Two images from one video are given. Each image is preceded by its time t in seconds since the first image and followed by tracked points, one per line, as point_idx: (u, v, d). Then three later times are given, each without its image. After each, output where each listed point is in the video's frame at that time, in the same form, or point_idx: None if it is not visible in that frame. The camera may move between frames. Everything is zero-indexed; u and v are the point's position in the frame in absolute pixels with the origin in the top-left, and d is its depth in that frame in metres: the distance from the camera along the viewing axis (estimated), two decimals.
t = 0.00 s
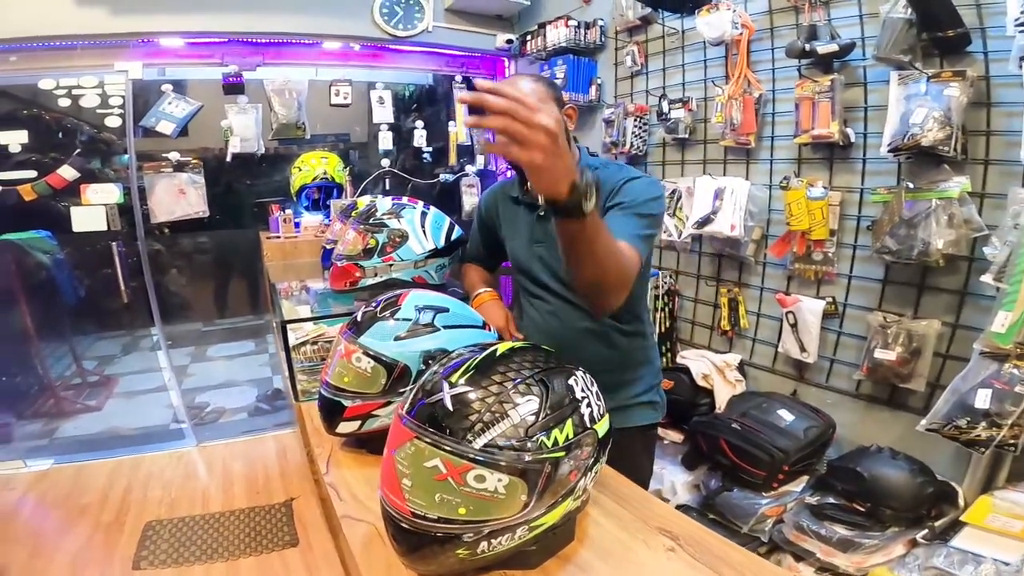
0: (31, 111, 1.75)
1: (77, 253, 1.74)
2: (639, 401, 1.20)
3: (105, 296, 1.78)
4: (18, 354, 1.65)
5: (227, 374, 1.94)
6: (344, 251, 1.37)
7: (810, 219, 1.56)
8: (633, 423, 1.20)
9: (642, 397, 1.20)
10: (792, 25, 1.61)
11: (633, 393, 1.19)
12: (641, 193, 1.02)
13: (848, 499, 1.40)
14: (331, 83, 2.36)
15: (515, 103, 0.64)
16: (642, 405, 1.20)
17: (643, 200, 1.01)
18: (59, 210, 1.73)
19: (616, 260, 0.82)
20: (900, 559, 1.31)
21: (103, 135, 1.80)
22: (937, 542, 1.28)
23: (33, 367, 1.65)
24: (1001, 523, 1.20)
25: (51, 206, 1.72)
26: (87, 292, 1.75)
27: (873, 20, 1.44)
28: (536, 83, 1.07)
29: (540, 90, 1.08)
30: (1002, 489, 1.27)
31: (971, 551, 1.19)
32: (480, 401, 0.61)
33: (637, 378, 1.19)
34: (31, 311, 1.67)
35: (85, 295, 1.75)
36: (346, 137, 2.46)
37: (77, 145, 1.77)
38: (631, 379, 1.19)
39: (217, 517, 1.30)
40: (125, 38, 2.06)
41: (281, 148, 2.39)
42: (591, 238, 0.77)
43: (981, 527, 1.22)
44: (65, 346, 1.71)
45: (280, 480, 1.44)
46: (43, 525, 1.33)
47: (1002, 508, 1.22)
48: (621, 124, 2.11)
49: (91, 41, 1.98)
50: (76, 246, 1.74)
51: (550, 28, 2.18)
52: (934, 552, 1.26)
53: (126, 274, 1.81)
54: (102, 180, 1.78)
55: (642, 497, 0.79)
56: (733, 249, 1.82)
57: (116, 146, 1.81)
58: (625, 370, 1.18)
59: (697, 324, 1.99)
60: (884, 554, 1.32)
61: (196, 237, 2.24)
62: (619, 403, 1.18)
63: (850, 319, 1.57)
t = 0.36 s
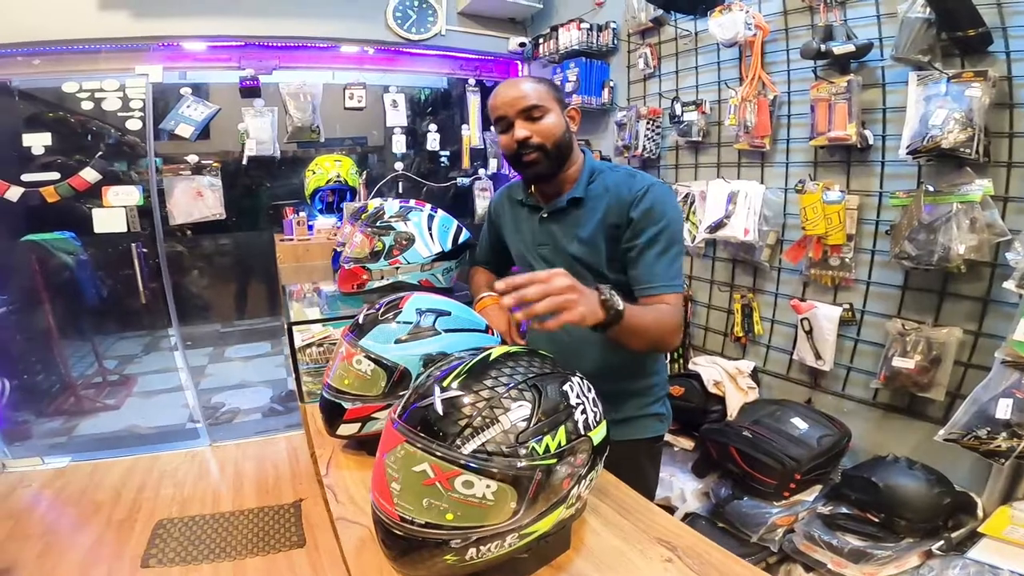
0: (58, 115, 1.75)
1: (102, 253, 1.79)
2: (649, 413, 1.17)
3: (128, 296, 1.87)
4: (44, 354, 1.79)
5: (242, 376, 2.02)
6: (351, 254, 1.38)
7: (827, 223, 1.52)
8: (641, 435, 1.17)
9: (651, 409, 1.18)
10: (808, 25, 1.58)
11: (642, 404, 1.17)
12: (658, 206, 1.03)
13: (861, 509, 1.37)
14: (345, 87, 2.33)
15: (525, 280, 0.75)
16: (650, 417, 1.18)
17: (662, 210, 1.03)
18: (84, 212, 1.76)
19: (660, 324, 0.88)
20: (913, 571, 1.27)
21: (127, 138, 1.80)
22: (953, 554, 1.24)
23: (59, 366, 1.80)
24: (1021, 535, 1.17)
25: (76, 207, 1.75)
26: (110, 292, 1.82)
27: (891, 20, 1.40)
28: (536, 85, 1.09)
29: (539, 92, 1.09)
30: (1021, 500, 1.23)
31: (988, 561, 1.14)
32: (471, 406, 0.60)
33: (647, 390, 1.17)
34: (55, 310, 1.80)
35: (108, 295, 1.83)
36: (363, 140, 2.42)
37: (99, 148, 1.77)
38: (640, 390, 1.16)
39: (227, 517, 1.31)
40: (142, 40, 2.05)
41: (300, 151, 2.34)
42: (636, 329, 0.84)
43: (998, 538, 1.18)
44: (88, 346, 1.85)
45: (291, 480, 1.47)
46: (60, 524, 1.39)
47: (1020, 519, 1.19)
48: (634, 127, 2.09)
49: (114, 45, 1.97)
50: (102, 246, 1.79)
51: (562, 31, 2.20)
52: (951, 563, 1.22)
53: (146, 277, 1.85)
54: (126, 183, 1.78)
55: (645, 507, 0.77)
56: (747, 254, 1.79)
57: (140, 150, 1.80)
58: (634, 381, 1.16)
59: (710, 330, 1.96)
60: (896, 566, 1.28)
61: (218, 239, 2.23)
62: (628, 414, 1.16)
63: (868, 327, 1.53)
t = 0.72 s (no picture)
0: (82, 115, 1.76)
1: (125, 252, 1.82)
2: (661, 411, 1.16)
3: (150, 293, 1.89)
4: (69, 351, 1.86)
5: (261, 371, 1.99)
6: (362, 251, 1.38)
7: (844, 220, 1.49)
8: (653, 433, 1.15)
9: (664, 407, 1.16)
10: (824, 21, 1.55)
11: (655, 402, 1.15)
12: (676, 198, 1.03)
13: (877, 511, 1.35)
14: (360, 86, 2.34)
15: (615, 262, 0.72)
16: (663, 415, 1.16)
17: (679, 202, 1.03)
18: (108, 211, 1.78)
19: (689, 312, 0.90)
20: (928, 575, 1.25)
21: (150, 138, 1.81)
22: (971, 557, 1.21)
23: (85, 363, 1.88)
24: None
25: (100, 206, 1.78)
26: (133, 290, 1.86)
27: (909, 14, 1.37)
28: (549, 81, 1.08)
29: (554, 88, 1.09)
30: None
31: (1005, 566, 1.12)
32: (470, 402, 0.61)
33: (660, 388, 1.16)
34: (80, 307, 1.85)
35: (132, 292, 1.86)
36: (380, 139, 2.44)
37: (122, 147, 1.78)
38: (653, 387, 1.15)
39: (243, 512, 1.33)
40: (164, 41, 2.11)
41: (318, 150, 2.37)
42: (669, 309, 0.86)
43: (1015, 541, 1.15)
44: (112, 343, 1.89)
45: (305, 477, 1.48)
46: (82, 517, 1.44)
47: None
48: (647, 125, 2.08)
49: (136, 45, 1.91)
50: (125, 245, 1.82)
51: (574, 30, 2.18)
52: (967, 567, 1.18)
53: (168, 275, 1.87)
54: (147, 182, 1.80)
55: (650, 507, 0.76)
56: (762, 252, 1.76)
57: (162, 149, 1.82)
58: (647, 378, 1.14)
59: (725, 329, 1.93)
60: (910, 569, 1.27)
61: (240, 238, 2.27)
62: (641, 411, 1.15)
63: (887, 326, 1.49)
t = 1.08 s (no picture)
0: (87, 112, 1.78)
1: (129, 247, 1.83)
2: (660, 402, 1.17)
3: (154, 290, 1.92)
4: (76, 346, 1.87)
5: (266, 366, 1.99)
6: (363, 245, 1.40)
7: (844, 215, 1.49)
8: (654, 424, 1.16)
9: (663, 397, 1.17)
10: (824, 16, 1.54)
11: (654, 392, 1.16)
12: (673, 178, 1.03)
13: (875, 507, 1.34)
14: (362, 82, 2.35)
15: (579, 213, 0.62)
16: (662, 405, 1.17)
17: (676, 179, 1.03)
18: (111, 208, 1.78)
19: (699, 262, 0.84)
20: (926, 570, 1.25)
21: (153, 134, 1.82)
22: (969, 554, 1.21)
23: (90, 358, 1.89)
24: None
25: (104, 203, 1.77)
26: (138, 286, 1.88)
27: (909, 9, 1.37)
28: (542, 79, 1.09)
29: (547, 85, 1.10)
30: None
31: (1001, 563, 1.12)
32: (463, 392, 0.61)
33: (659, 377, 1.17)
34: (85, 302, 1.87)
35: (136, 289, 1.89)
36: (383, 135, 2.43)
37: (127, 144, 1.80)
38: (652, 377, 1.16)
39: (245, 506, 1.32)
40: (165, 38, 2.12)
41: (323, 146, 2.39)
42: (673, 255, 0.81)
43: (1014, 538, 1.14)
44: (117, 338, 1.92)
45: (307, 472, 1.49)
46: (88, 514, 1.45)
47: None
48: (648, 120, 2.08)
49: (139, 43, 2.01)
50: (130, 241, 1.82)
51: (575, 25, 2.18)
52: (965, 563, 1.20)
53: (171, 271, 1.89)
54: (151, 178, 1.80)
55: (644, 500, 0.77)
56: (762, 247, 1.76)
57: (166, 145, 1.82)
58: (646, 368, 1.16)
59: (726, 323, 1.93)
60: (909, 564, 1.27)
61: (243, 234, 2.28)
62: (641, 402, 1.15)
63: (887, 321, 1.49)
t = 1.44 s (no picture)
0: (89, 111, 1.79)
1: (130, 247, 1.83)
2: (656, 401, 1.18)
3: (154, 288, 1.91)
4: (75, 345, 1.86)
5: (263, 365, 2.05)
6: (363, 246, 1.42)
7: (840, 217, 1.50)
8: (650, 422, 1.17)
9: (658, 396, 1.18)
10: (822, 19, 1.55)
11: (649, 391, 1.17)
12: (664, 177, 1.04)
13: (870, 508, 1.35)
14: (362, 83, 2.36)
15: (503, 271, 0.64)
16: (658, 404, 1.18)
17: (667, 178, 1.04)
18: (112, 207, 1.78)
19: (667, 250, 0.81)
20: (920, 570, 1.26)
21: (154, 134, 1.83)
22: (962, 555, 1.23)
23: (90, 357, 1.88)
24: None
25: (105, 202, 1.77)
26: (139, 284, 1.88)
27: (906, 13, 1.38)
28: (534, 83, 1.11)
29: (539, 89, 1.11)
30: None
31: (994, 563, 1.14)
32: (460, 390, 0.62)
33: (654, 376, 1.18)
34: (85, 301, 1.86)
35: (137, 287, 1.88)
36: (383, 136, 2.44)
37: (127, 144, 1.81)
38: (647, 376, 1.17)
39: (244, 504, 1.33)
40: (167, 39, 2.13)
41: (323, 147, 2.42)
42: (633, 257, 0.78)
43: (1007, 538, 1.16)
44: (118, 337, 1.91)
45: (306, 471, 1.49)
46: (85, 513, 1.45)
47: None
48: (647, 122, 2.09)
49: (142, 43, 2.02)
50: (130, 240, 1.83)
51: (575, 27, 2.18)
52: (958, 564, 1.20)
53: (172, 270, 1.89)
54: (153, 177, 1.82)
55: (638, 498, 0.78)
56: (760, 248, 1.77)
57: (167, 145, 1.84)
58: (642, 367, 1.17)
59: (723, 324, 1.94)
60: (903, 565, 1.27)
61: (243, 233, 2.30)
62: (637, 401, 1.16)
63: (883, 323, 1.50)
